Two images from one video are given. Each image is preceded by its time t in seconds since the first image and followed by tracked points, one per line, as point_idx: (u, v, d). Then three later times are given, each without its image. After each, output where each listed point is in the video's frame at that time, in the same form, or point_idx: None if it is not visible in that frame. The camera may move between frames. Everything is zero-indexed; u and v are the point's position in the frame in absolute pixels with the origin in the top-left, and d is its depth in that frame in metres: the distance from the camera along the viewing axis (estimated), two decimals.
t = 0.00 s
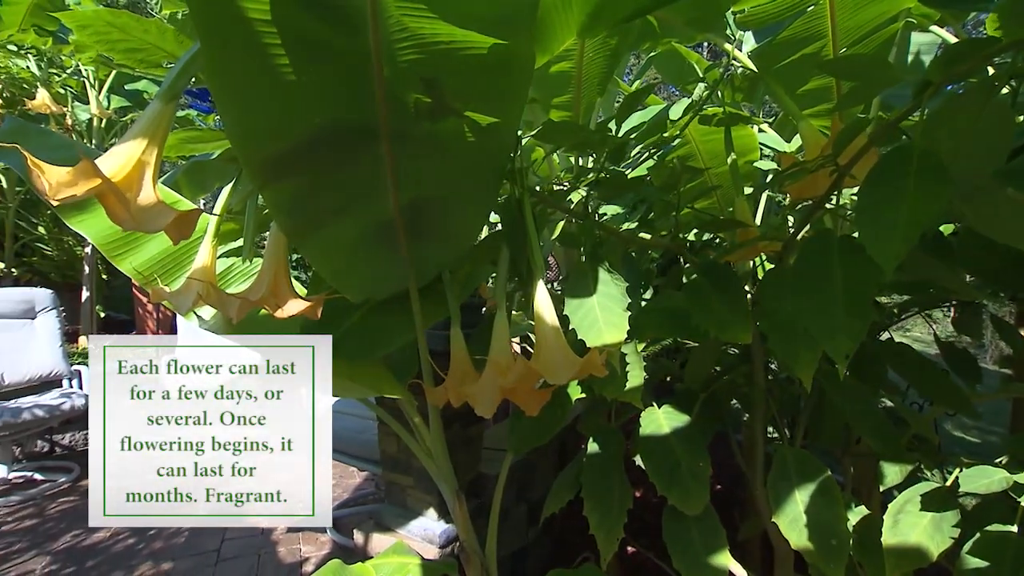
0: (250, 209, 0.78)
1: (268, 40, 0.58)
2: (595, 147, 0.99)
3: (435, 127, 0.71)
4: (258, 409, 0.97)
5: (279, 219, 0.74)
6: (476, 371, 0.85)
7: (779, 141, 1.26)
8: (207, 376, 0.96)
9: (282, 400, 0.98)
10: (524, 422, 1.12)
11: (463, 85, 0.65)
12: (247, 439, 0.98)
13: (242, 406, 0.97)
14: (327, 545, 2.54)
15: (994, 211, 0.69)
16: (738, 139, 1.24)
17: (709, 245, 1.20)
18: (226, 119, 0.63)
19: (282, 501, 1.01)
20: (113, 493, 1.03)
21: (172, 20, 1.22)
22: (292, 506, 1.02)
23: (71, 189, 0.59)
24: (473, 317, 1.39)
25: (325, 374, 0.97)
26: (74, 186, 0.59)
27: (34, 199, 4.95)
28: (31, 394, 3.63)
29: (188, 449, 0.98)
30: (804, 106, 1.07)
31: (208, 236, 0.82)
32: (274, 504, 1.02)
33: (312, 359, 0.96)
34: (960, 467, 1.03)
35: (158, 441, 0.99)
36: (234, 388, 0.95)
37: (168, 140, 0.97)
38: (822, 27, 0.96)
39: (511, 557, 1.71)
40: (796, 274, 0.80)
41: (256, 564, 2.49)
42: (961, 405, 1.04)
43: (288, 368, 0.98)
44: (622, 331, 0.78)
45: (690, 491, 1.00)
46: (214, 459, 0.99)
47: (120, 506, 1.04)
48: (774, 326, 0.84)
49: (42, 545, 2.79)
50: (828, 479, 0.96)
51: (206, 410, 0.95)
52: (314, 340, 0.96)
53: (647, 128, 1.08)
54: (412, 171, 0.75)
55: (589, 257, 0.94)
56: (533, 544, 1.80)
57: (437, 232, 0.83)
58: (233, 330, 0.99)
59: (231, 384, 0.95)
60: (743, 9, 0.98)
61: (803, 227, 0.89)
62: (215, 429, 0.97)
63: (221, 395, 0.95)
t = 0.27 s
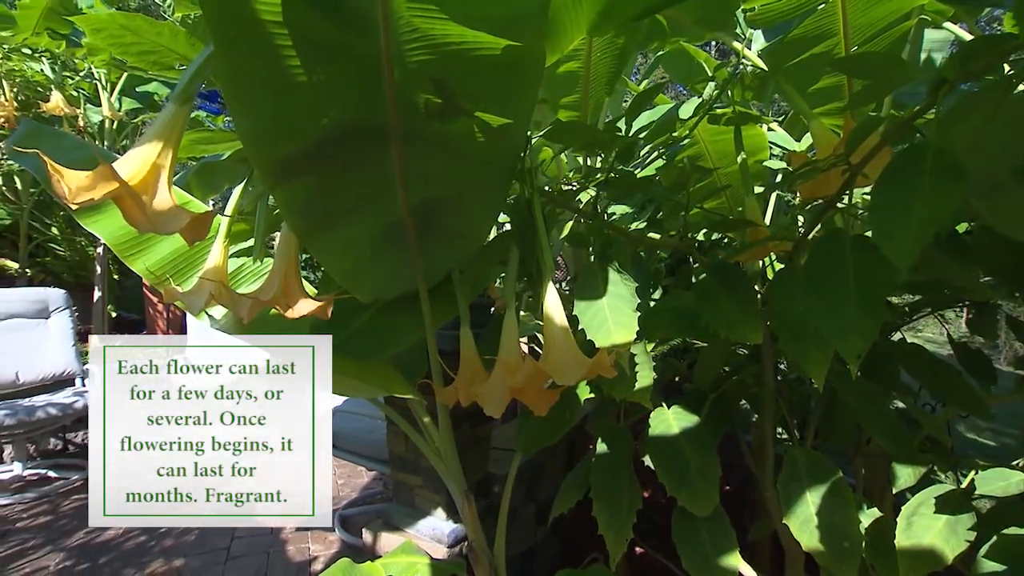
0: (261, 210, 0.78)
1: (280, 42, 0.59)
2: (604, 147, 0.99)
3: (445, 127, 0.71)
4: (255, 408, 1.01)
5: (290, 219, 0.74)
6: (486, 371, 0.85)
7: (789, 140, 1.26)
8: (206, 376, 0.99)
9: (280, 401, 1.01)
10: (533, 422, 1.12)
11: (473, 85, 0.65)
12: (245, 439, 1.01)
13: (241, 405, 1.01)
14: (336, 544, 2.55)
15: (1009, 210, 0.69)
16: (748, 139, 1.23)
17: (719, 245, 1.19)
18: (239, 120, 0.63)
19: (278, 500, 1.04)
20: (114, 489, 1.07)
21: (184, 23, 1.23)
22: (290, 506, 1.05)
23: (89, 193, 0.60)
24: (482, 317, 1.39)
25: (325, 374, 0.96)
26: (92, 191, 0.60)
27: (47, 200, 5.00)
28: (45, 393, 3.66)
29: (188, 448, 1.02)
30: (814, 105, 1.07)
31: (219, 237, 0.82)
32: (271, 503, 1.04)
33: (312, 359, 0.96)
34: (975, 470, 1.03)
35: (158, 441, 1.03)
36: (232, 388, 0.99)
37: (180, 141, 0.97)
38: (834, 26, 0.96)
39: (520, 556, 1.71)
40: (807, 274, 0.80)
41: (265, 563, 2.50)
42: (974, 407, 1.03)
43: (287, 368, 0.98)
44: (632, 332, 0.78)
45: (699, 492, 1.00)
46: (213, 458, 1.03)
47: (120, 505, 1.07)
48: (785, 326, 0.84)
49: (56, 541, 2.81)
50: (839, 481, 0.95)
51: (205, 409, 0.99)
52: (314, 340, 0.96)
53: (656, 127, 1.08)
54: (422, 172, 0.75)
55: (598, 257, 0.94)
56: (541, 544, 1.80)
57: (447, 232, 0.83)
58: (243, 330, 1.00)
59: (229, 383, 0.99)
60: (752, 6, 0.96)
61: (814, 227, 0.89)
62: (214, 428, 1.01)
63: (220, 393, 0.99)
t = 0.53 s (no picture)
0: (272, 210, 0.78)
1: (293, 44, 0.59)
2: (614, 147, 0.99)
3: (456, 128, 0.71)
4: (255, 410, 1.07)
5: (300, 220, 0.74)
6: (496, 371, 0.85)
7: (799, 139, 1.25)
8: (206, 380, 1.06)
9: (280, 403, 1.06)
10: (543, 422, 1.12)
11: (484, 85, 0.65)
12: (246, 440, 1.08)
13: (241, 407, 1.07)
14: (344, 543, 2.56)
15: None
16: (758, 138, 1.22)
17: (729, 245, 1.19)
18: (253, 122, 0.63)
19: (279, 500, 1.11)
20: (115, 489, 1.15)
21: (196, 26, 1.24)
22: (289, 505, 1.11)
23: (104, 195, 0.60)
24: (491, 317, 1.39)
25: (324, 374, 0.98)
26: (108, 193, 0.60)
27: (60, 200, 5.03)
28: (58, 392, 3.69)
29: (189, 448, 1.10)
30: (826, 104, 1.06)
31: (230, 237, 0.82)
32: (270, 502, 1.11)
33: (312, 358, 0.99)
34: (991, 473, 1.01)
35: (159, 441, 1.11)
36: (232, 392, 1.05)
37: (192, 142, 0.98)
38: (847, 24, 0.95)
39: (528, 557, 1.71)
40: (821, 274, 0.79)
41: (275, 561, 2.51)
42: (989, 408, 1.02)
43: (288, 368, 1.03)
44: (643, 331, 0.78)
45: (709, 493, 0.99)
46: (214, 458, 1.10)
47: (121, 505, 1.15)
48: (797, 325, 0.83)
49: (70, 537, 2.83)
50: (851, 483, 0.94)
51: (206, 410, 1.07)
52: (314, 340, 0.98)
53: (666, 127, 1.08)
54: (432, 172, 0.75)
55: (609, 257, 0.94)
56: (550, 545, 1.80)
57: (458, 232, 0.83)
58: (254, 329, 1.00)
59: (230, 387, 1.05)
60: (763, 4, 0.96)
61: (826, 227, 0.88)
62: (215, 429, 1.09)
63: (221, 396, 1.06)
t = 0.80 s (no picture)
0: (284, 210, 0.79)
1: (307, 46, 0.59)
2: (624, 147, 0.99)
3: (467, 128, 0.71)
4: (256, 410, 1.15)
5: (312, 220, 0.75)
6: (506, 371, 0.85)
7: (810, 138, 1.24)
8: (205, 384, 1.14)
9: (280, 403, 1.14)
10: (552, 422, 1.12)
11: (494, 85, 0.66)
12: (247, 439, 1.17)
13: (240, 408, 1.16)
14: (353, 543, 2.56)
15: None
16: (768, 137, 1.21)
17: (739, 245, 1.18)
18: (265, 124, 0.64)
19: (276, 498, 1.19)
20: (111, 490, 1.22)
21: (207, 28, 1.25)
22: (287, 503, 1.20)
23: (119, 195, 0.61)
24: (501, 317, 1.39)
25: (325, 373, 0.99)
26: (124, 193, 0.61)
27: (72, 201, 5.08)
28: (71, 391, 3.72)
29: (190, 448, 1.19)
30: (838, 102, 1.05)
31: (242, 237, 0.83)
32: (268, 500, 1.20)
33: (313, 357, 0.99)
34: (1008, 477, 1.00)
35: (159, 441, 1.21)
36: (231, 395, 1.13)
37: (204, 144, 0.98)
38: (858, 21, 0.95)
39: (537, 557, 1.71)
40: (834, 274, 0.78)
41: (285, 560, 2.52)
42: (1004, 409, 1.01)
43: (285, 370, 1.11)
44: (654, 332, 0.78)
45: (720, 494, 0.99)
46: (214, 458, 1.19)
47: (121, 506, 1.24)
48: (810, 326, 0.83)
49: (83, 534, 2.85)
50: (864, 484, 0.94)
51: (206, 410, 1.16)
52: (315, 340, 0.99)
53: (676, 126, 1.07)
54: (443, 172, 0.76)
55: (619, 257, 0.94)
56: (559, 545, 1.80)
57: (468, 232, 0.83)
58: (265, 329, 1.00)
59: (229, 389, 1.13)
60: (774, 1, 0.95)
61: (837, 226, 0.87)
62: (215, 429, 1.18)
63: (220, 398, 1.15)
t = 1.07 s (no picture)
0: (294, 211, 0.79)
1: (319, 47, 0.59)
2: (633, 146, 0.98)
3: (478, 127, 0.71)
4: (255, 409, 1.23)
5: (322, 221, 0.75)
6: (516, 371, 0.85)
7: (821, 137, 1.23)
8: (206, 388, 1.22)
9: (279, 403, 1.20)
10: (561, 422, 1.11)
11: (504, 85, 0.66)
12: (244, 440, 1.27)
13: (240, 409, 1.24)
14: (361, 542, 2.57)
15: None
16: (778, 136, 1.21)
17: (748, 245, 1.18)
18: (277, 124, 0.64)
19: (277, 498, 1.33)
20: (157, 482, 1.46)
21: (219, 30, 1.26)
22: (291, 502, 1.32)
23: (134, 197, 0.61)
24: (509, 317, 1.39)
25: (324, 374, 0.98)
26: (138, 194, 0.61)
27: (85, 202, 5.13)
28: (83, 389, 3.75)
29: (190, 448, 1.31)
30: (850, 100, 1.05)
31: (252, 237, 0.83)
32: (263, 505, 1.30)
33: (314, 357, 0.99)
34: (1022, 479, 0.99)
35: (159, 441, 1.33)
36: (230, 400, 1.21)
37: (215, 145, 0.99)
38: (873, 18, 0.94)
39: (545, 556, 1.70)
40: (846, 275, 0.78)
41: (294, 558, 2.53)
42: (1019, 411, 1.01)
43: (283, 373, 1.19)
44: (664, 331, 0.78)
45: (730, 494, 0.98)
46: (213, 460, 1.33)
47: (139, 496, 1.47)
48: (822, 326, 0.82)
49: (95, 531, 2.87)
50: (877, 486, 0.93)
51: (206, 411, 1.25)
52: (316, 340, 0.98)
53: (686, 126, 1.07)
54: (454, 174, 0.76)
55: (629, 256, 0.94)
56: (567, 545, 1.79)
57: (478, 231, 0.83)
58: (275, 329, 1.01)
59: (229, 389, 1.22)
60: None
61: (849, 226, 0.87)
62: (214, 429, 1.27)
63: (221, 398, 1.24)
